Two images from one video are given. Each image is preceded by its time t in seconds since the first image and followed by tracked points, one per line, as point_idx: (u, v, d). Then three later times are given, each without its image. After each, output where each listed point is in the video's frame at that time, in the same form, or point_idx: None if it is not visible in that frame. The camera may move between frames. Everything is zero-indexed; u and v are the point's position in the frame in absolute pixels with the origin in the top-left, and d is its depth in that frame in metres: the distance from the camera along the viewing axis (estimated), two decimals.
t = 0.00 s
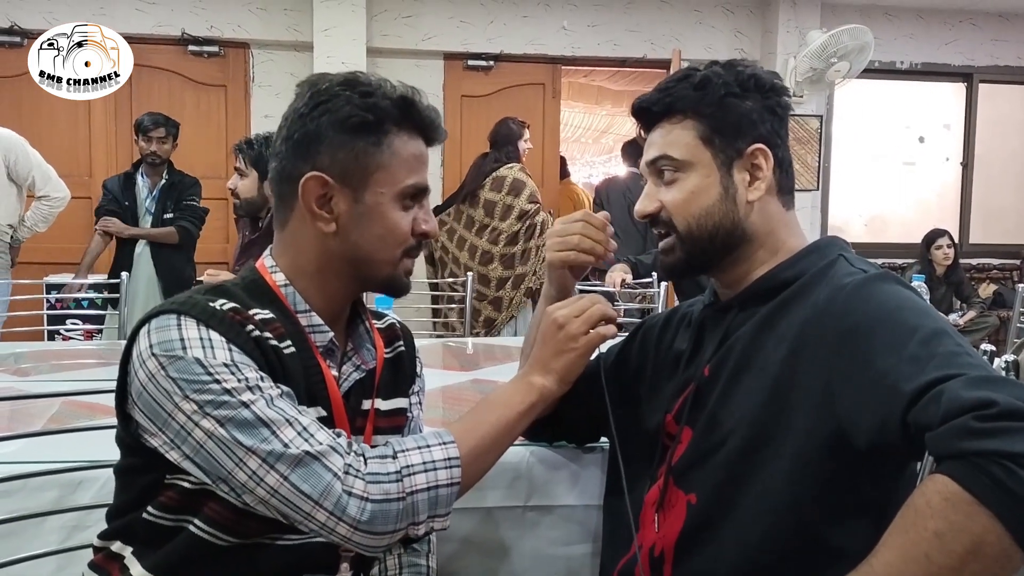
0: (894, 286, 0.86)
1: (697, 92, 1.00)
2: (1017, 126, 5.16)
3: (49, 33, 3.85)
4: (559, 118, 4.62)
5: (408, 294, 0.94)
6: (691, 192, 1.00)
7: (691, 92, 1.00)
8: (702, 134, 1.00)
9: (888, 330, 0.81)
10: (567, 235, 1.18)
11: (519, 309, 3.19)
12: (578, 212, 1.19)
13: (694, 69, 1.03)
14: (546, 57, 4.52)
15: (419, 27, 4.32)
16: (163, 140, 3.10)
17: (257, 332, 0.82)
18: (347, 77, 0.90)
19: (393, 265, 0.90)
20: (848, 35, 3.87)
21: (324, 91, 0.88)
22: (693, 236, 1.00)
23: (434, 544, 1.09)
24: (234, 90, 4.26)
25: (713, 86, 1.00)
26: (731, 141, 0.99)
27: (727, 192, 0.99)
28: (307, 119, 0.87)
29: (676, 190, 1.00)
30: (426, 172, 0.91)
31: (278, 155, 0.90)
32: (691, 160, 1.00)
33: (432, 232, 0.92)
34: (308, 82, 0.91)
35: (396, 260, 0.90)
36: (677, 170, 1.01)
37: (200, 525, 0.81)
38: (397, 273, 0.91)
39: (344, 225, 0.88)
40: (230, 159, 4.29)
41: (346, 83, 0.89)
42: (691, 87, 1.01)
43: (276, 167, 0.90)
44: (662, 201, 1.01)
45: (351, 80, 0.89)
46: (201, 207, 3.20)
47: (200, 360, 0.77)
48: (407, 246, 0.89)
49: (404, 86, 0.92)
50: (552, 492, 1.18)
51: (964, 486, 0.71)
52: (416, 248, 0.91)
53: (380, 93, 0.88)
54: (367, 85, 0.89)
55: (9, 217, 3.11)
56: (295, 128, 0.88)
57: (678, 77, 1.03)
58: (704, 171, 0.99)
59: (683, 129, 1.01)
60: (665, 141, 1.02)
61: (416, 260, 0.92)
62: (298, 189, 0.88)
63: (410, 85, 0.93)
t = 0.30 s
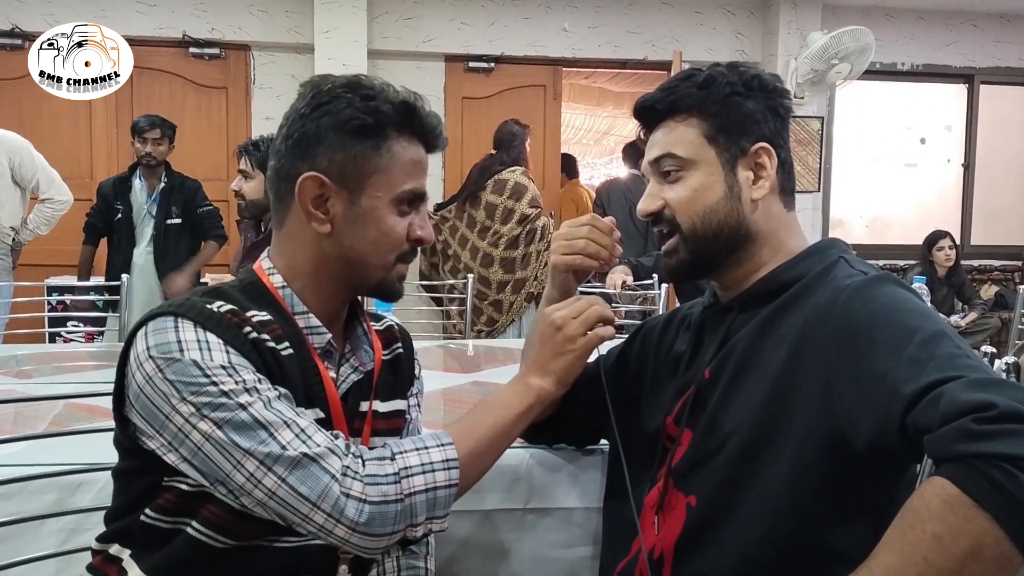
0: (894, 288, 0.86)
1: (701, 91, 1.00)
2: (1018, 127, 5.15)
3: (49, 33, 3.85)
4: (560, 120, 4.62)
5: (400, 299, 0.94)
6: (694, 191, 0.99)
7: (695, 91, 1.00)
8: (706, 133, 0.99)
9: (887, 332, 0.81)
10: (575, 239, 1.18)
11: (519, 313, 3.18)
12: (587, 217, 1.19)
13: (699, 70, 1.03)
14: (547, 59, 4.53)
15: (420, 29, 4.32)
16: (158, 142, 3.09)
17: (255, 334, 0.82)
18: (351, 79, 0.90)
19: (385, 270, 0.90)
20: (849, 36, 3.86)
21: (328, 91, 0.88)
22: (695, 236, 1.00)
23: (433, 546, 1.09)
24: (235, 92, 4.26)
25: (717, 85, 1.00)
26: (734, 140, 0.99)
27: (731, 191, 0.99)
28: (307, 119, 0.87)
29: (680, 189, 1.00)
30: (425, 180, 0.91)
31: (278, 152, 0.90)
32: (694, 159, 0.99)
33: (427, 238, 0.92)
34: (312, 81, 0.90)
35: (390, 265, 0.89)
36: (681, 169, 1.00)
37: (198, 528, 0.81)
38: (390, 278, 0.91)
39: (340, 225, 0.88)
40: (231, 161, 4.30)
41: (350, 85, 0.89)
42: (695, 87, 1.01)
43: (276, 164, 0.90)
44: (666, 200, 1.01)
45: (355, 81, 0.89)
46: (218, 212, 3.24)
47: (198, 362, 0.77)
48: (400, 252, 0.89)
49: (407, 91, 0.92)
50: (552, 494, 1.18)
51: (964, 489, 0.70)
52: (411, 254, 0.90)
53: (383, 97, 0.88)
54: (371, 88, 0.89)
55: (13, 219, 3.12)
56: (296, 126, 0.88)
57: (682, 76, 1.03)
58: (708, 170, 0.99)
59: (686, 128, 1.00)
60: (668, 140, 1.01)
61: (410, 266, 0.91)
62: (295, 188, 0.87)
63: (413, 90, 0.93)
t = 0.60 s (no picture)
0: (894, 289, 0.86)
1: (693, 96, 1.00)
2: (1019, 128, 5.15)
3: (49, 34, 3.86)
4: (560, 121, 4.63)
5: (407, 294, 0.94)
6: (694, 195, 0.99)
7: (687, 96, 1.00)
8: (701, 136, 0.99)
9: (886, 333, 0.81)
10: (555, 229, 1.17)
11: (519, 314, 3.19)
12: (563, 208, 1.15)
13: (689, 75, 1.04)
14: (547, 60, 4.53)
15: (421, 31, 4.33)
16: (149, 144, 3.09)
17: (254, 336, 0.82)
18: (338, 79, 0.90)
19: (389, 265, 0.90)
20: (849, 38, 3.86)
21: (318, 93, 0.88)
22: (693, 240, 1.00)
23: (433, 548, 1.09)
24: (235, 94, 4.27)
25: (709, 89, 1.00)
26: (730, 142, 0.99)
27: (729, 192, 0.99)
28: (299, 122, 0.87)
29: (678, 193, 1.00)
30: (420, 172, 0.92)
31: (273, 159, 0.90)
32: (691, 163, 0.99)
33: (427, 232, 0.92)
34: (300, 86, 0.91)
35: (394, 261, 0.90)
36: (678, 174, 1.00)
37: (197, 530, 0.81)
38: (393, 273, 0.91)
39: (340, 226, 0.88)
40: (232, 163, 4.30)
41: (338, 85, 0.89)
42: (688, 91, 1.01)
43: (271, 170, 0.90)
44: (664, 206, 1.00)
45: (342, 82, 0.90)
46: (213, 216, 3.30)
47: (197, 364, 0.77)
48: (402, 246, 0.90)
49: (395, 87, 0.93)
50: (551, 496, 1.18)
51: (963, 490, 0.70)
52: (413, 248, 0.91)
53: (373, 95, 0.89)
54: (360, 88, 0.90)
55: (13, 221, 3.12)
56: (288, 130, 0.88)
57: (672, 82, 1.03)
58: (705, 173, 0.99)
59: (681, 132, 1.00)
60: (663, 146, 1.01)
61: (413, 261, 0.92)
62: (293, 192, 0.87)
63: (401, 85, 0.93)
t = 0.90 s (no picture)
0: (894, 290, 0.86)
1: (692, 97, 1.01)
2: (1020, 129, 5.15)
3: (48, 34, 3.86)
4: (561, 123, 4.63)
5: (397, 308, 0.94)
6: (694, 195, 0.99)
7: (686, 97, 1.01)
8: (700, 138, 0.99)
9: (886, 333, 0.81)
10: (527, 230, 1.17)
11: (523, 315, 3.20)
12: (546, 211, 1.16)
13: (687, 77, 1.04)
14: (548, 61, 4.53)
15: (421, 32, 4.33)
16: (140, 143, 3.09)
17: (252, 335, 0.83)
18: (364, 86, 0.90)
19: (380, 278, 0.90)
20: (850, 39, 3.86)
21: (339, 97, 0.89)
22: (697, 241, 0.99)
23: (433, 547, 1.09)
24: (236, 95, 4.27)
25: (708, 90, 1.00)
26: (729, 144, 0.99)
27: (729, 193, 0.99)
28: (316, 123, 0.87)
29: (678, 195, 1.00)
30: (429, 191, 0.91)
31: (283, 153, 0.90)
32: (691, 165, 0.99)
33: (425, 251, 0.91)
34: (322, 86, 0.91)
35: (384, 274, 0.90)
36: (677, 175, 1.00)
37: (195, 529, 0.81)
38: (383, 287, 0.91)
39: (337, 231, 0.88)
40: (233, 164, 4.30)
41: (362, 92, 0.89)
42: (686, 92, 1.01)
43: (279, 165, 0.90)
44: (664, 207, 1.00)
45: (368, 89, 0.90)
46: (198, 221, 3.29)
47: (195, 362, 0.77)
48: (396, 261, 0.89)
49: (419, 103, 0.93)
50: (551, 496, 1.18)
51: (964, 489, 0.70)
52: (406, 264, 0.91)
53: (394, 108, 0.88)
54: (383, 97, 0.89)
55: (13, 222, 3.12)
56: (302, 129, 0.88)
57: (670, 84, 1.03)
58: (705, 174, 0.99)
59: (679, 134, 1.00)
60: (661, 147, 1.01)
61: (404, 276, 0.91)
62: (297, 190, 0.88)
63: (426, 102, 0.93)
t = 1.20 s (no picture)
0: (893, 290, 0.86)
1: (682, 102, 1.01)
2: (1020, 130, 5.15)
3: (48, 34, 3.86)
4: (561, 123, 4.63)
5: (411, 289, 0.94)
6: (691, 201, 0.99)
7: (676, 102, 1.01)
8: (694, 142, 0.99)
9: (885, 333, 0.81)
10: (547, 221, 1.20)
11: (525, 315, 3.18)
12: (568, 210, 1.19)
13: (675, 81, 1.04)
14: (548, 62, 4.53)
15: (421, 32, 4.33)
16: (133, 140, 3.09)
17: (255, 334, 0.83)
18: (327, 79, 0.90)
19: (394, 260, 0.90)
20: (850, 39, 3.85)
21: (308, 93, 0.88)
22: (696, 245, 0.99)
23: (433, 546, 1.09)
24: (236, 95, 4.27)
25: (700, 94, 1.01)
26: (723, 146, 0.99)
27: (727, 196, 0.99)
28: (293, 125, 0.87)
29: (675, 201, 1.00)
30: (417, 164, 0.92)
31: (268, 164, 0.90)
32: (686, 169, 0.99)
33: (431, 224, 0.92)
34: (289, 87, 0.91)
35: (398, 254, 0.90)
36: (674, 180, 1.00)
37: (197, 529, 0.81)
38: (399, 267, 0.91)
39: (342, 226, 0.88)
40: (233, 164, 4.31)
41: (328, 84, 0.89)
42: (677, 98, 1.01)
43: (269, 177, 0.90)
44: (661, 213, 1.00)
45: (332, 81, 0.89)
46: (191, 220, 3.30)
47: (198, 361, 0.77)
48: (406, 240, 0.90)
49: (385, 82, 0.92)
50: (552, 495, 1.18)
51: (963, 489, 0.71)
52: (416, 240, 0.91)
53: (363, 91, 0.89)
54: (350, 84, 0.90)
55: (11, 221, 3.13)
56: (283, 134, 0.88)
57: (659, 89, 1.03)
58: (701, 178, 0.99)
59: (672, 140, 1.00)
60: (655, 154, 1.01)
61: (417, 252, 0.92)
62: (294, 197, 0.88)
63: (391, 80, 0.93)
